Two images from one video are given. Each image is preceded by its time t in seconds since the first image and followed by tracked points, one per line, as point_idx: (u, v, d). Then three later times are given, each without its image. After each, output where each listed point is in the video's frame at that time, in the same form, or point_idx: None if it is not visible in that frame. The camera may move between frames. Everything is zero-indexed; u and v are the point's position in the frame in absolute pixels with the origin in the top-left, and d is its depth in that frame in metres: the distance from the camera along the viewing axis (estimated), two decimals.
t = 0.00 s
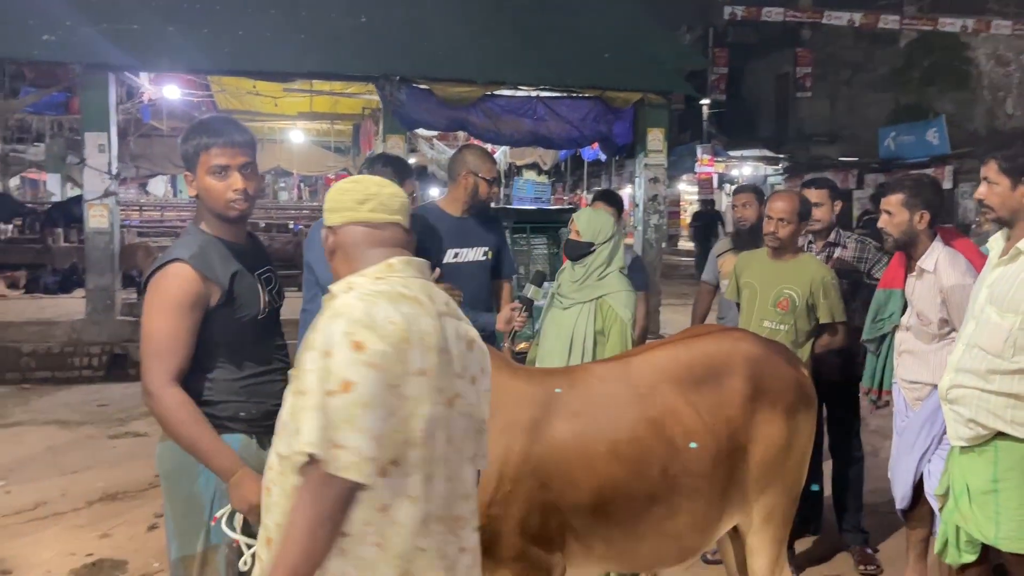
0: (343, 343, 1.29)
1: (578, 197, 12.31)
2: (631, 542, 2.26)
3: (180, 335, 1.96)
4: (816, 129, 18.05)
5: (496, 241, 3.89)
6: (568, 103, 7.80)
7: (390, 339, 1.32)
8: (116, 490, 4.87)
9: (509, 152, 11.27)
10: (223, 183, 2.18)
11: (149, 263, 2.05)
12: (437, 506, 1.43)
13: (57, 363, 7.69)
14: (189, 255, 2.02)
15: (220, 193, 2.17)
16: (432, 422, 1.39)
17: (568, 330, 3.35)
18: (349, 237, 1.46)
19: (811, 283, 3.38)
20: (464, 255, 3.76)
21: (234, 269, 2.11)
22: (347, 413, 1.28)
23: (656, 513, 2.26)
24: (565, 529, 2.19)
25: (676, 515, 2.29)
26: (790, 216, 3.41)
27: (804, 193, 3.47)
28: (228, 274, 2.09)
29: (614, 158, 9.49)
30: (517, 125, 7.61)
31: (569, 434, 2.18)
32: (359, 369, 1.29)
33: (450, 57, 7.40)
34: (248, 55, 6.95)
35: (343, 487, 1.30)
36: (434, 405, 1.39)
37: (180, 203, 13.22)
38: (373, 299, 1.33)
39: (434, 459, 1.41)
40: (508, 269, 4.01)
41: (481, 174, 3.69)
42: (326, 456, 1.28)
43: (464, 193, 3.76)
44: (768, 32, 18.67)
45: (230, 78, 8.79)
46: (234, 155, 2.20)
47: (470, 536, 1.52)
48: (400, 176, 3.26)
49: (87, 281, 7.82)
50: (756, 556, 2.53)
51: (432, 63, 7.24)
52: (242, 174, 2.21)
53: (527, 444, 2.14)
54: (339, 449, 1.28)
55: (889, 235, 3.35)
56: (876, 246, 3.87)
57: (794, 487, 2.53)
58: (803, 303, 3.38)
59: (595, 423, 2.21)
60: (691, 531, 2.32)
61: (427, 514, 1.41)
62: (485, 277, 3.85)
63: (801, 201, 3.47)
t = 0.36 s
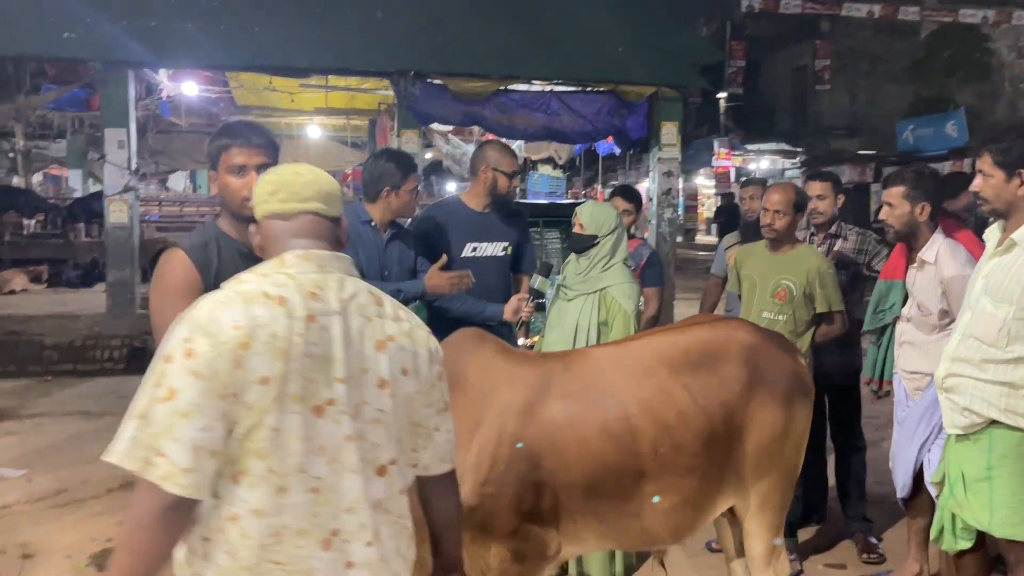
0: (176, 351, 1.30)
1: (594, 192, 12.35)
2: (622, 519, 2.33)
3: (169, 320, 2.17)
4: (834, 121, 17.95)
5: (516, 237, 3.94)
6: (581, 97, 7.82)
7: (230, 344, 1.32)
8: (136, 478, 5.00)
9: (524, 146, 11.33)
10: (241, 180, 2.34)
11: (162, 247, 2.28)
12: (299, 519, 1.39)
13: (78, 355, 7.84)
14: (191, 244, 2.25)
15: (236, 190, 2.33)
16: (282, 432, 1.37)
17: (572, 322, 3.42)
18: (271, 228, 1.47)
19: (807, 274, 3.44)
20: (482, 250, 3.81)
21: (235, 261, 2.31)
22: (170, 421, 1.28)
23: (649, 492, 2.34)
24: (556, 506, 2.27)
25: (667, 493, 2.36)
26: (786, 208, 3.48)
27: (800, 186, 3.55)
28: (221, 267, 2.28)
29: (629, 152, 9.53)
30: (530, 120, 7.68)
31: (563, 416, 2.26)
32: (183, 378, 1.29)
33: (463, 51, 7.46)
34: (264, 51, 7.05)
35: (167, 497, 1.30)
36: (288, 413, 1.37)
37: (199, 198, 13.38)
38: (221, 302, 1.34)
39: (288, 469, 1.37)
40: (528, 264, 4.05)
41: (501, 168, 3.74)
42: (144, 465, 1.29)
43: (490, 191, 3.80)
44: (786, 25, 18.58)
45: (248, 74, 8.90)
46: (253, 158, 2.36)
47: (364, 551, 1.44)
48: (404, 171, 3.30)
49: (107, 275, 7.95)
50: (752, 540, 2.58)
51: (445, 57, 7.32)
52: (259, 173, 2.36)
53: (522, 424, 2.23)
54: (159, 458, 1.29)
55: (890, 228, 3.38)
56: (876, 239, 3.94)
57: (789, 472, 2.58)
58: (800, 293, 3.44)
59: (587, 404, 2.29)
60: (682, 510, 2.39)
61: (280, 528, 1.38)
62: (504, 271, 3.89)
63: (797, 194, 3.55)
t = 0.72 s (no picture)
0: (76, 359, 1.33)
1: (605, 185, 12.37)
2: (616, 501, 2.38)
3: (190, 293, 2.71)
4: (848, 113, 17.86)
5: (522, 230, 3.96)
6: (591, 90, 7.81)
7: (136, 354, 1.36)
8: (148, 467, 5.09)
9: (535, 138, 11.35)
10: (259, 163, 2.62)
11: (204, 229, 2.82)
12: (217, 532, 1.47)
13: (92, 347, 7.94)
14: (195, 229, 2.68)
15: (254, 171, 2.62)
16: (194, 444, 1.43)
17: (576, 313, 3.46)
18: (196, 221, 1.51)
19: (806, 266, 3.49)
20: (485, 241, 3.86)
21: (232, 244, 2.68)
22: (66, 431, 1.31)
23: (643, 476, 2.38)
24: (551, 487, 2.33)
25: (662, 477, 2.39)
26: (787, 200, 3.51)
27: (799, 177, 3.58)
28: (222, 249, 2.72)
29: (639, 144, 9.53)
30: (540, 113, 7.68)
31: (556, 400, 2.31)
32: (88, 387, 1.32)
33: (472, 44, 7.48)
34: (275, 44, 7.10)
35: (60, 507, 1.33)
36: (202, 424, 1.44)
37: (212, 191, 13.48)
38: (132, 307, 1.38)
39: (198, 480, 1.44)
40: (535, 256, 4.06)
41: (504, 160, 3.75)
42: (40, 473, 1.31)
43: (484, 179, 3.86)
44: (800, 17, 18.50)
45: (259, 68, 8.98)
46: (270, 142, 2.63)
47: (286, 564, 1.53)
48: (404, 165, 3.34)
49: (121, 268, 8.05)
50: (749, 527, 2.62)
51: (455, 50, 7.34)
52: (275, 155, 2.63)
53: (517, 408, 2.29)
54: (54, 467, 1.31)
55: (894, 220, 3.40)
56: (880, 230, 3.97)
57: (786, 460, 2.61)
58: (799, 284, 3.49)
59: (582, 389, 2.34)
60: (678, 494, 2.43)
61: (194, 540, 1.45)
62: (509, 263, 3.92)
63: (797, 185, 3.58)
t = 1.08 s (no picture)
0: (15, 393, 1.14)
1: (613, 177, 12.38)
2: (616, 487, 2.38)
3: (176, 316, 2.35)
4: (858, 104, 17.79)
5: (502, 221, 4.02)
6: (600, 81, 7.84)
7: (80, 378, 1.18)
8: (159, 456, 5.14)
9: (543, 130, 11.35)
10: (237, 166, 2.22)
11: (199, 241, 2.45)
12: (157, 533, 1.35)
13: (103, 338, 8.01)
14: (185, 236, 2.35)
15: (233, 177, 2.22)
16: (146, 452, 1.31)
17: (581, 304, 3.48)
18: (12, 234, 1.27)
19: (807, 255, 3.50)
20: (470, 235, 3.93)
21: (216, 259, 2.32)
22: (33, 481, 1.14)
23: (640, 460, 2.37)
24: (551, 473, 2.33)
25: (662, 463, 2.39)
26: (790, 190, 3.51)
27: (802, 167, 3.59)
28: (203, 267, 2.32)
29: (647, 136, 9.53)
30: (548, 104, 7.71)
31: (554, 385, 2.32)
32: (46, 429, 1.15)
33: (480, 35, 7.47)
34: (283, 36, 7.11)
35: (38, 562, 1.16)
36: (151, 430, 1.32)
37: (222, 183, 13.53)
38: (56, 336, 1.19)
39: (148, 481, 1.32)
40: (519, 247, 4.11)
41: (478, 156, 3.74)
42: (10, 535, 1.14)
43: (458, 172, 3.92)
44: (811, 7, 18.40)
45: (269, 60, 9.02)
46: (252, 144, 2.21)
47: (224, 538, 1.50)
48: (407, 153, 3.37)
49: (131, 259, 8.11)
50: (749, 516, 2.64)
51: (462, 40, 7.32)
52: (256, 157, 2.22)
53: (516, 394, 2.30)
54: (29, 522, 1.14)
55: (899, 211, 3.40)
56: (886, 220, 3.97)
57: (785, 447, 2.62)
58: (800, 274, 3.51)
59: (581, 376, 2.35)
60: (677, 481, 2.43)
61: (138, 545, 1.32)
62: (494, 256, 3.98)
63: (800, 175, 3.60)
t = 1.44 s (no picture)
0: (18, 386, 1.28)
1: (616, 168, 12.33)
2: (619, 479, 2.36)
3: (169, 291, 2.19)
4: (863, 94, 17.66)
5: (492, 213, 4.01)
6: (602, 70, 7.73)
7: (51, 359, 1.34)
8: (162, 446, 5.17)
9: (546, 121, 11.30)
10: (240, 145, 2.22)
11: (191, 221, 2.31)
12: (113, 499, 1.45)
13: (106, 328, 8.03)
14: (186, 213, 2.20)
15: (238, 154, 2.21)
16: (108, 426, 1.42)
17: (583, 296, 3.46)
18: None
19: (809, 244, 3.49)
20: (461, 227, 3.91)
21: (218, 238, 2.18)
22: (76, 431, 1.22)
23: (642, 452, 2.36)
24: (553, 464, 2.30)
25: (664, 454, 2.38)
26: (792, 179, 3.50)
27: (803, 156, 3.57)
28: (204, 241, 2.18)
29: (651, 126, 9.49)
30: (551, 94, 7.64)
31: (556, 376, 2.30)
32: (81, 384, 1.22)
33: (483, 25, 7.43)
34: (284, 26, 7.07)
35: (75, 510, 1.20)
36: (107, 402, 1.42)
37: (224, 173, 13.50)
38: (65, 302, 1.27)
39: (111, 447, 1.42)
40: (509, 239, 4.11)
41: (462, 151, 3.72)
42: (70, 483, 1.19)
43: (446, 165, 3.90)
44: None
45: (269, 50, 8.98)
46: (258, 125, 2.21)
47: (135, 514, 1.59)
48: (407, 146, 3.31)
49: (134, 250, 8.11)
50: (751, 509, 2.63)
51: (466, 30, 7.28)
52: (259, 136, 2.21)
53: (519, 384, 2.27)
54: (77, 480, 1.33)
55: (899, 202, 3.36)
56: (889, 210, 3.94)
57: (788, 439, 2.61)
58: (802, 264, 3.49)
59: (583, 367, 2.33)
60: (679, 472, 2.42)
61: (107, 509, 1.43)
62: (484, 247, 3.97)
63: (801, 164, 3.58)
